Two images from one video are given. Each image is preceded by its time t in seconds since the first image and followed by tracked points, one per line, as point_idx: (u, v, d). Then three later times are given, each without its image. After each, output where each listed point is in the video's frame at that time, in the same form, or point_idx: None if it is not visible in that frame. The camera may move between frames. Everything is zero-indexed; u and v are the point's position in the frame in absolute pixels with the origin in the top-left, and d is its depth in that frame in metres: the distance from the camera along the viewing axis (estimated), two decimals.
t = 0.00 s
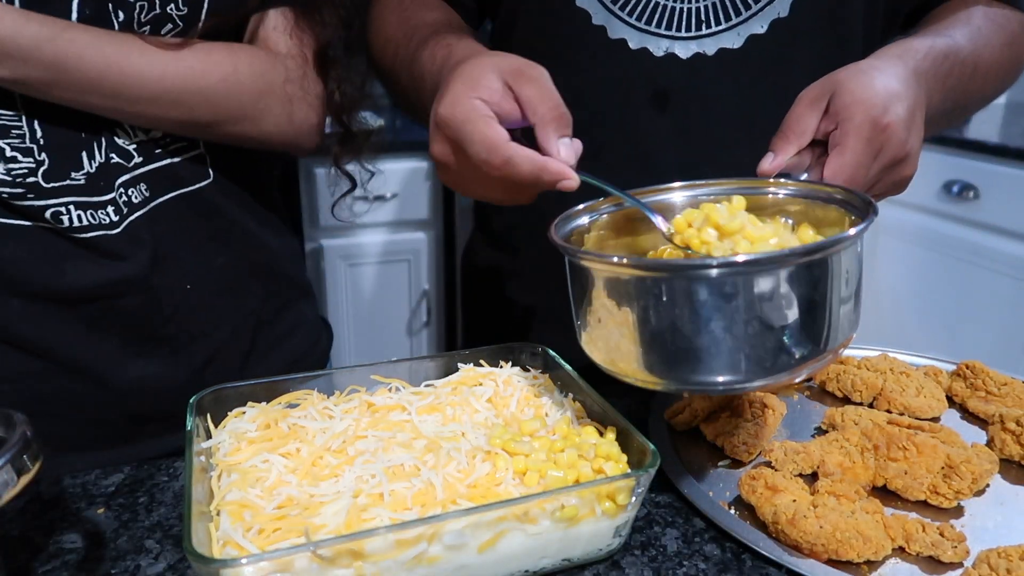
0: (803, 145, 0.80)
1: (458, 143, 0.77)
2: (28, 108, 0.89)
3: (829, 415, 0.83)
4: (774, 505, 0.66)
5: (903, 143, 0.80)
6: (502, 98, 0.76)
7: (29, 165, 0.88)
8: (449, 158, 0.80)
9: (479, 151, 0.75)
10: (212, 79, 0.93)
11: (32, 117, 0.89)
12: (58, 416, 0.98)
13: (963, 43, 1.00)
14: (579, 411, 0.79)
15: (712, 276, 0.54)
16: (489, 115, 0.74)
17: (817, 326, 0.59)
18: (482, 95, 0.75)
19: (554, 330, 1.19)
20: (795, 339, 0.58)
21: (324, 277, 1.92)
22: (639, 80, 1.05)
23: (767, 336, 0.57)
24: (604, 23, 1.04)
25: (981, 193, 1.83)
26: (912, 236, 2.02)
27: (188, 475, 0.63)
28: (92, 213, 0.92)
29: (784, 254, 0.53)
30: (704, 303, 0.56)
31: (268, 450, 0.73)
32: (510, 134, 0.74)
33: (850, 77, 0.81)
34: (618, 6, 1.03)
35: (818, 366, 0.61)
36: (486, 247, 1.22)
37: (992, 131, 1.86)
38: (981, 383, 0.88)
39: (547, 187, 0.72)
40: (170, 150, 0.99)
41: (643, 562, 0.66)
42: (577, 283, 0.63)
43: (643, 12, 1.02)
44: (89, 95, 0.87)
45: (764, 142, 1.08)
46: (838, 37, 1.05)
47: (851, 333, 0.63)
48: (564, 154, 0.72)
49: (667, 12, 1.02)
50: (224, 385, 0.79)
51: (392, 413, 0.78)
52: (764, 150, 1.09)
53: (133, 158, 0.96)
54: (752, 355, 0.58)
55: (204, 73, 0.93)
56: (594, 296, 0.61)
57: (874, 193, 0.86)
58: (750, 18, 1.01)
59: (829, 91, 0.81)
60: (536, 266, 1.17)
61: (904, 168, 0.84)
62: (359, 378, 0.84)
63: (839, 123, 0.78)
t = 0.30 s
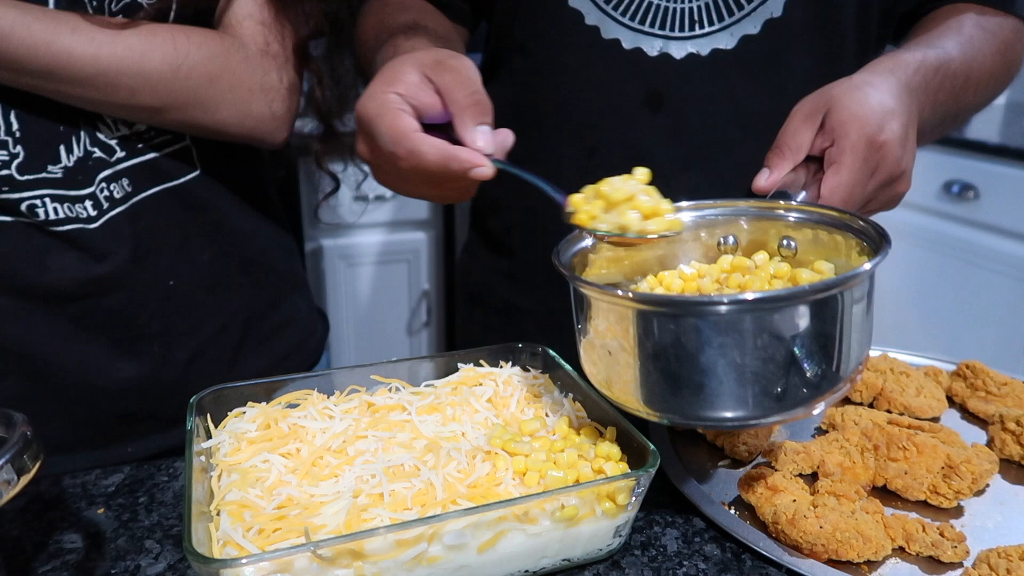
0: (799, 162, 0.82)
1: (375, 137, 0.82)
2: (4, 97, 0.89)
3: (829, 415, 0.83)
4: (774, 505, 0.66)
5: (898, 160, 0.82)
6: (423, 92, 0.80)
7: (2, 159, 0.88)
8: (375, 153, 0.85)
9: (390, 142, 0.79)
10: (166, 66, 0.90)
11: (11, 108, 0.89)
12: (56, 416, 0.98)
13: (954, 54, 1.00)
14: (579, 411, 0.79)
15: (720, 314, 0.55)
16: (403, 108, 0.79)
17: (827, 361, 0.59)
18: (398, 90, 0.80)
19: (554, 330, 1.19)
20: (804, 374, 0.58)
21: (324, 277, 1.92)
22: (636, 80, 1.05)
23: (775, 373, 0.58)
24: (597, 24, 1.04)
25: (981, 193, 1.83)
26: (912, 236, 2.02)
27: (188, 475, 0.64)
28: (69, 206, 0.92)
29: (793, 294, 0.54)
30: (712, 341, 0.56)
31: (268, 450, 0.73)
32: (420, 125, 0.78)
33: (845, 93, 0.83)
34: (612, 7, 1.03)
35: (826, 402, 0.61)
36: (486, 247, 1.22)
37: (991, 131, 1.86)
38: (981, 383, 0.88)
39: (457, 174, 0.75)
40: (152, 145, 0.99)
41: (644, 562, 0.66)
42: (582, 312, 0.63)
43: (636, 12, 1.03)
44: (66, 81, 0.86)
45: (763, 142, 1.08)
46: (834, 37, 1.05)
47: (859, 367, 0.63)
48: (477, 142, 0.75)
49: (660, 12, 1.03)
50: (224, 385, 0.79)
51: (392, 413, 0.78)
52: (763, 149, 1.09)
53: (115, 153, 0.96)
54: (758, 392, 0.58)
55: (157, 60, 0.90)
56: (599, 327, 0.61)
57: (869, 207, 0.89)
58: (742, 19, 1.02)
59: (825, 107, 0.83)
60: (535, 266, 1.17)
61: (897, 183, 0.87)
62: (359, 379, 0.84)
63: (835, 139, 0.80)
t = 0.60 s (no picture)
0: (817, 167, 0.82)
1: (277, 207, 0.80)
2: (11, 109, 0.88)
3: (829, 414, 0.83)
4: (774, 505, 0.66)
5: (912, 167, 0.84)
6: (331, 167, 0.79)
7: (10, 168, 0.88)
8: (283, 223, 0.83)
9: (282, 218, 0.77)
10: (182, 91, 0.93)
11: (18, 119, 0.89)
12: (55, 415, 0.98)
13: (956, 56, 1.01)
14: (579, 411, 0.79)
15: (768, 334, 0.55)
16: (303, 184, 0.77)
17: (868, 382, 0.59)
18: (306, 162, 0.79)
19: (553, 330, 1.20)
20: (845, 394, 0.58)
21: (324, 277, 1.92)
22: (634, 81, 1.05)
23: (821, 392, 0.57)
24: (597, 28, 1.04)
25: (981, 193, 1.83)
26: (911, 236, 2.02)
27: (188, 475, 0.64)
28: (70, 214, 0.93)
29: (841, 315, 0.54)
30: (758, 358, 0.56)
31: (268, 450, 0.73)
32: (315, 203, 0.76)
33: (862, 101, 0.83)
34: (612, 10, 1.03)
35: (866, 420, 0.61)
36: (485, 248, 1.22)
37: (991, 132, 1.86)
38: (981, 382, 0.88)
39: (338, 259, 0.73)
40: (155, 151, 0.99)
41: (643, 562, 0.66)
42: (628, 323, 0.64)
43: (636, 16, 1.03)
44: (77, 97, 0.87)
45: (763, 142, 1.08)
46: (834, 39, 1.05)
47: (900, 388, 0.63)
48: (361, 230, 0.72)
49: (660, 15, 1.03)
50: (225, 385, 0.79)
51: (392, 413, 0.78)
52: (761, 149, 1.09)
53: (119, 160, 0.96)
54: (804, 410, 0.58)
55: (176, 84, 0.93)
56: (647, 339, 0.62)
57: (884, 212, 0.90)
58: (746, 19, 1.02)
59: (843, 114, 0.83)
60: (535, 266, 1.17)
61: (911, 188, 0.89)
62: (359, 378, 0.84)
63: (855, 147, 0.81)
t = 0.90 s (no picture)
0: (840, 146, 0.86)
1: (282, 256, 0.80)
2: (16, 107, 0.90)
3: (828, 415, 0.83)
4: (774, 505, 0.66)
5: (934, 145, 0.87)
6: (338, 221, 0.80)
7: (18, 162, 0.89)
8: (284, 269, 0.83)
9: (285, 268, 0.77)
10: (190, 85, 0.96)
11: (22, 116, 0.90)
12: (54, 415, 0.98)
13: (961, 41, 1.02)
14: (579, 411, 0.79)
15: (813, 291, 0.55)
16: (310, 236, 0.78)
17: (913, 344, 0.58)
18: (314, 215, 0.79)
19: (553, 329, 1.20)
20: (891, 355, 0.58)
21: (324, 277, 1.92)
22: (636, 82, 1.05)
23: (867, 351, 0.57)
24: (603, 29, 1.04)
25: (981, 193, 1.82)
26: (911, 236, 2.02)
27: (188, 475, 0.64)
28: (76, 206, 0.93)
29: (885, 272, 0.54)
30: (805, 317, 0.56)
31: (268, 450, 0.73)
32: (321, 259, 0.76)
33: (883, 81, 0.87)
34: (616, 11, 1.03)
35: (911, 384, 0.61)
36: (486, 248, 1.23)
37: (991, 132, 1.86)
38: (980, 382, 0.88)
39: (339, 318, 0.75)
40: (150, 145, 1.01)
41: (643, 562, 0.66)
42: (674, 286, 0.64)
43: (641, 16, 1.03)
44: (95, 98, 0.90)
45: (762, 142, 1.08)
46: (828, 40, 1.06)
47: (945, 354, 0.62)
48: (364, 291, 0.73)
49: (666, 15, 1.03)
50: (224, 385, 0.79)
51: (392, 413, 0.78)
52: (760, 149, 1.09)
53: (119, 153, 0.98)
54: (850, 368, 0.58)
55: (182, 80, 0.96)
56: (693, 301, 0.62)
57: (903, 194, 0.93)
58: (752, 17, 1.03)
59: (864, 94, 0.87)
60: (534, 266, 1.17)
61: (931, 168, 0.92)
62: (358, 378, 0.84)
63: (877, 125, 0.84)
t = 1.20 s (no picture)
0: (844, 142, 0.86)
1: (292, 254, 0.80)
2: None
3: (828, 415, 0.83)
4: (774, 505, 0.66)
5: (938, 141, 0.87)
6: (350, 221, 0.80)
7: None
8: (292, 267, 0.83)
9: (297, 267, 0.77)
10: (149, 70, 1.09)
11: None
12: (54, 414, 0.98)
13: (962, 39, 1.02)
14: (579, 412, 0.79)
15: (825, 286, 0.55)
16: (322, 236, 0.78)
17: (926, 340, 0.58)
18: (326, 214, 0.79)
19: (551, 329, 1.20)
20: (904, 349, 0.58)
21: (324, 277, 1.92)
22: (635, 82, 1.05)
23: (879, 348, 0.57)
24: (605, 29, 1.03)
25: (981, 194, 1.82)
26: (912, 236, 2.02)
27: (188, 474, 0.63)
28: (51, 186, 1.05)
29: (898, 267, 0.54)
30: (821, 312, 0.56)
31: (268, 451, 0.73)
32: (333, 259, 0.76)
33: (887, 77, 0.87)
34: (618, 10, 1.03)
35: (923, 381, 0.60)
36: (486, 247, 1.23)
37: (991, 132, 1.86)
38: (981, 382, 0.88)
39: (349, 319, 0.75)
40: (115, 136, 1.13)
41: (643, 562, 0.66)
42: (688, 281, 0.64)
43: (644, 16, 1.03)
44: (60, 88, 1.02)
45: (761, 141, 1.08)
46: (827, 40, 1.06)
47: (957, 353, 0.62)
48: (377, 294, 0.74)
49: (668, 15, 1.02)
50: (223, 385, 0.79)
51: (392, 413, 0.78)
52: (759, 149, 1.09)
53: (89, 142, 1.09)
54: (864, 363, 0.57)
55: (145, 68, 1.09)
56: (706, 296, 0.62)
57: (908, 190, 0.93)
58: (754, 17, 1.03)
59: (868, 90, 0.87)
60: (532, 265, 1.18)
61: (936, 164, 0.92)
62: (359, 378, 0.84)
63: (881, 121, 0.84)
